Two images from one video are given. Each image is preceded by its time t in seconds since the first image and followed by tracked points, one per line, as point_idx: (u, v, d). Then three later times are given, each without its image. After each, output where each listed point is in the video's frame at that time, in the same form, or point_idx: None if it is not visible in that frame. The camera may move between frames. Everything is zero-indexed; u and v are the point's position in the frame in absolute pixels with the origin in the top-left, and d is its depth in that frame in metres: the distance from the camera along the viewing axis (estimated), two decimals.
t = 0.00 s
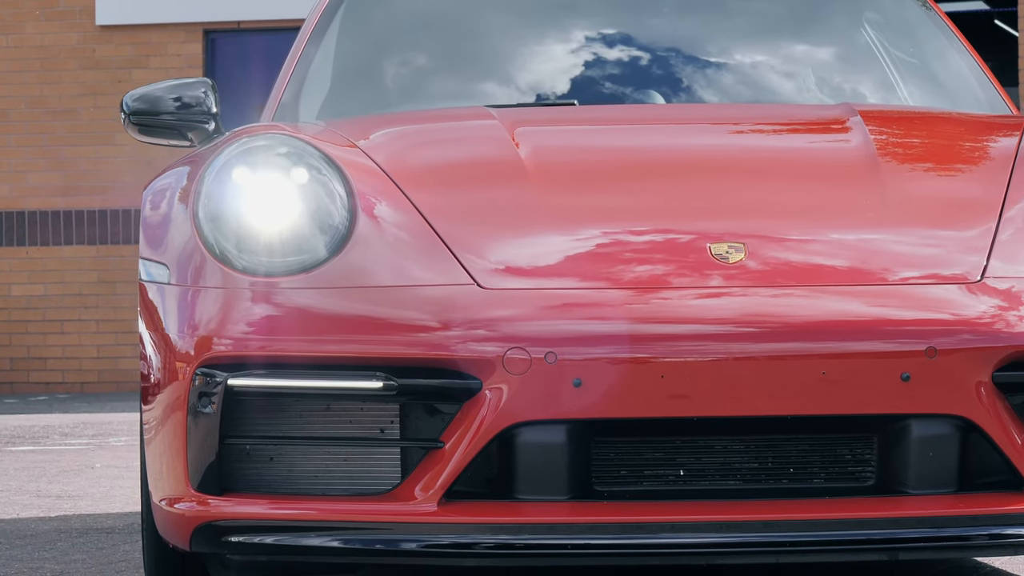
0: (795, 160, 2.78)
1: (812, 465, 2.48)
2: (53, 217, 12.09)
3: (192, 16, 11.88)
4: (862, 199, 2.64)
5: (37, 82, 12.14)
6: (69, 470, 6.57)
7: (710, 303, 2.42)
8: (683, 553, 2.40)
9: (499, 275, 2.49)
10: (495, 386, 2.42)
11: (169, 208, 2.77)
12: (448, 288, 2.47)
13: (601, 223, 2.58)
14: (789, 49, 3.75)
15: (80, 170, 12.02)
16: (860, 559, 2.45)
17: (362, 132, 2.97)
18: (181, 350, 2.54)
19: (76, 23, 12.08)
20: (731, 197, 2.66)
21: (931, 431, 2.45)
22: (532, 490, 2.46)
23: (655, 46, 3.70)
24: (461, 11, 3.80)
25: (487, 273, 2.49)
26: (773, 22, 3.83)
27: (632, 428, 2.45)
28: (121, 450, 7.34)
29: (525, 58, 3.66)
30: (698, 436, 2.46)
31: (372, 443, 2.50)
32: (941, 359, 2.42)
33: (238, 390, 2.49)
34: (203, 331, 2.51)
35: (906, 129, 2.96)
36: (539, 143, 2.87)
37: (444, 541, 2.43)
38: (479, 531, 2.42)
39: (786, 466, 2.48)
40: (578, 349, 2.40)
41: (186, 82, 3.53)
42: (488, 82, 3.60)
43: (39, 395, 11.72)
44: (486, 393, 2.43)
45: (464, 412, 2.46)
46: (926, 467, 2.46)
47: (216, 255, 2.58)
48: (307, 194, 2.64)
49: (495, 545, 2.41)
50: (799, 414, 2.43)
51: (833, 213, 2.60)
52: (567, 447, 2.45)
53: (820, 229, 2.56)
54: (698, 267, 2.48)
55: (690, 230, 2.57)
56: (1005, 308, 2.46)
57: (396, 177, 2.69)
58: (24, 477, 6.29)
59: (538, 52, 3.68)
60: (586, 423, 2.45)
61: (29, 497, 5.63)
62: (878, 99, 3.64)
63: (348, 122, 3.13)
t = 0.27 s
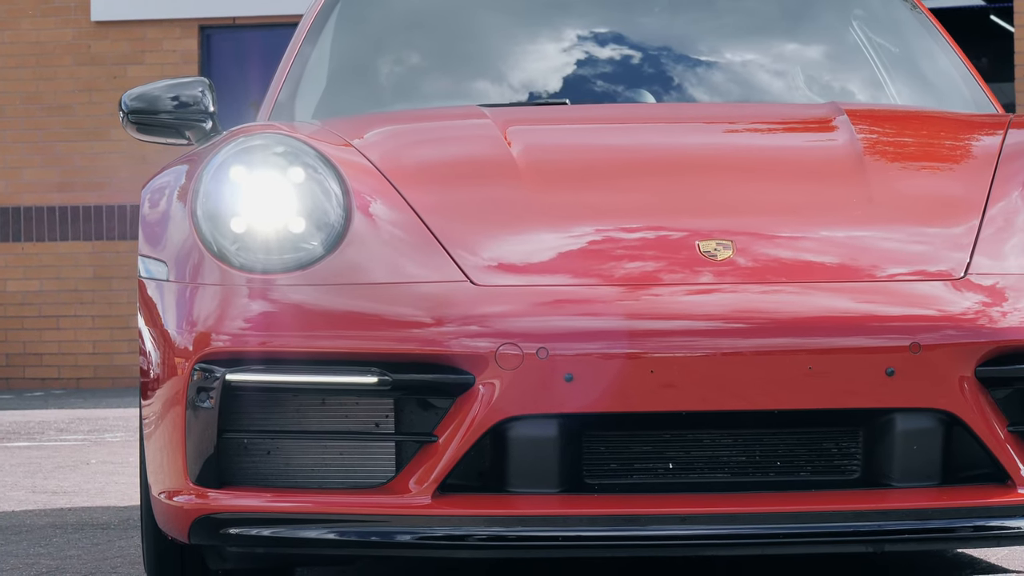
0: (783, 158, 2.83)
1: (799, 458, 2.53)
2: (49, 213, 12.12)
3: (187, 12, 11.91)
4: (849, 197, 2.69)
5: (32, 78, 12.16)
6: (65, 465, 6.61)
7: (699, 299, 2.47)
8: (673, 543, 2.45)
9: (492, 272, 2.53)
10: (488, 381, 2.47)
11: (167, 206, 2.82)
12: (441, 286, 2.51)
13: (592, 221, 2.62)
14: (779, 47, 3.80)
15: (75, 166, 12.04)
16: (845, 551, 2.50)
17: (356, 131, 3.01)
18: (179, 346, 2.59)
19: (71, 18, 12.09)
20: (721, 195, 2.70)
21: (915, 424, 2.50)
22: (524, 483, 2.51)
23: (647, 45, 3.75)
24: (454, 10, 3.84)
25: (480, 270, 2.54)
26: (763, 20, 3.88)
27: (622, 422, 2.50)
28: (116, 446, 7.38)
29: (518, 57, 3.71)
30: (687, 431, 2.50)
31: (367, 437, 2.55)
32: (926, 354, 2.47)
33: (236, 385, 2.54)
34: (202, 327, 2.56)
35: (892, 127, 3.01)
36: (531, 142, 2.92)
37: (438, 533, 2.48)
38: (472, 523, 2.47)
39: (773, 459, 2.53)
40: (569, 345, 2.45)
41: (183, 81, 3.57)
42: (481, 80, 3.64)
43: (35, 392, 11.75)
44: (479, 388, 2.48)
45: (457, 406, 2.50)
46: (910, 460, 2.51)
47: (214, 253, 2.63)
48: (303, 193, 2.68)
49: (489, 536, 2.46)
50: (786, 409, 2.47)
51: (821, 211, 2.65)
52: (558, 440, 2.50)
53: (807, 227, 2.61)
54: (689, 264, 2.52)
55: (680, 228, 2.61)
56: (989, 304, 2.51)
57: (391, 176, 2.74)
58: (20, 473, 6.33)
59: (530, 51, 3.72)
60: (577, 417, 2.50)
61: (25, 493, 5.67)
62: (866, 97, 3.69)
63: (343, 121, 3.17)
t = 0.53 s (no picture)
0: (771, 157, 2.88)
1: (786, 452, 2.57)
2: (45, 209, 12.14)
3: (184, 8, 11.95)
4: (836, 195, 2.74)
5: (29, 74, 12.17)
6: (62, 461, 6.66)
7: (689, 296, 2.52)
8: (663, 537, 2.49)
9: (485, 269, 2.58)
10: (481, 377, 2.52)
11: (167, 205, 2.87)
12: (436, 283, 2.56)
13: (584, 219, 2.67)
14: (768, 46, 3.84)
15: (72, 162, 12.06)
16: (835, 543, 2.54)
17: (352, 130, 3.06)
18: (179, 342, 2.64)
19: (67, 14, 12.12)
20: (711, 193, 2.75)
21: (900, 418, 2.55)
22: (517, 477, 2.56)
23: (639, 44, 3.79)
24: (447, 10, 3.89)
25: (473, 267, 2.58)
26: (753, 19, 3.93)
27: (613, 417, 2.55)
28: (112, 443, 7.43)
29: (511, 55, 3.75)
30: (676, 425, 2.55)
31: (362, 431, 2.60)
32: (910, 350, 2.52)
33: (234, 380, 2.59)
34: (200, 324, 2.61)
35: (879, 126, 3.06)
36: (523, 141, 2.96)
37: (433, 525, 2.52)
38: (465, 516, 2.51)
39: (761, 453, 2.57)
40: (561, 341, 2.50)
41: (181, 81, 3.61)
42: (474, 78, 3.69)
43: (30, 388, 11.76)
44: (472, 383, 2.52)
45: (451, 402, 2.55)
46: (895, 453, 2.56)
47: (213, 251, 2.67)
48: (299, 191, 2.73)
49: (482, 529, 2.50)
50: (774, 403, 2.52)
51: (808, 209, 2.70)
52: (550, 435, 2.55)
53: (795, 225, 2.66)
54: (679, 262, 2.58)
55: (670, 226, 2.66)
56: (973, 300, 2.56)
57: (386, 175, 2.78)
58: (17, 469, 6.38)
59: (523, 50, 3.76)
60: (568, 412, 2.55)
61: (22, 489, 5.72)
62: (854, 94, 3.74)
63: (338, 121, 3.21)
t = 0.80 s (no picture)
0: (762, 156, 2.92)
1: (774, 447, 2.62)
2: (42, 204, 12.15)
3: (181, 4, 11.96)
4: (825, 194, 2.79)
5: (25, 70, 12.17)
6: (59, 456, 6.70)
7: (680, 293, 2.57)
8: (652, 530, 2.54)
9: (479, 266, 2.62)
10: (475, 373, 2.56)
11: (166, 203, 2.91)
12: (431, 280, 2.61)
13: (577, 217, 2.72)
14: (760, 45, 3.89)
15: (68, 157, 12.08)
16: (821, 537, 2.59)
17: (348, 130, 3.10)
18: (178, 338, 2.68)
19: (63, 10, 12.15)
20: (701, 192, 2.80)
21: (886, 414, 2.60)
22: (510, 471, 2.60)
23: (631, 43, 3.83)
24: (442, 9, 3.93)
25: (467, 265, 2.63)
26: (745, 19, 3.98)
27: (604, 412, 2.59)
28: (108, 439, 7.47)
29: (505, 54, 3.79)
30: (666, 420, 2.59)
31: (358, 426, 2.64)
32: (896, 347, 2.57)
33: (232, 376, 2.64)
34: (199, 321, 2.66)
35: (867, 125, 3.11)
36: (517, 140, 3.01)
37: (427, 519, 2.57)
38: (459, 509, 2.56)
39: (749, 448, 2.62)
40: (554, 337, 2.54)
41: (179, 80, 3.66)
42: (468, 77, 3.73)
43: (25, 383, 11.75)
44: (466, 379, 2.57)
45: (445, 398, 2.60)
46: (881, 449, 2.61)
47: (211, 249, 2.72)
48: (296, 190, 2.77)
49: (475, 522, 2.55)
50: (762, 399, 2.57)
51: (798, 208, 2.74)
52: (542, 430, 2.59)
53: (785, 224, 2.70)
54: (670, 260, 2.62)
55: (661, 224, 2.71)
56: (959, 298, 2.61)
57: (382, 174, 2.83)
58: (13, 465, 6.41)
59: (517, 49, 3.80)
60: (560, 408, 2.59)
61: (17, 485, 5.74)
62: (844, 93, 3.79)
63: (334, 120, 3.26)
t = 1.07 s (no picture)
0: (750, 156, 2.98)
1: (761, 441, 2.67)
2: (38, 201, 12.02)
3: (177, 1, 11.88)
4: (812, 193, 2.84)
5: (22, 67, 12.05)
6: (56, 453, 6.75)
7: (669, 291, 2.62)
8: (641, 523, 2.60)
9: (472, 264, 2.68)
10: (468, 369, 2.62)
11: (166, 202, 2.96)
12: (425, 278, 2.66)
13: (569, 216, 2.77)
14: (749, 45, 3.94)
15: (64, 154, 11.93)
16: (806, 530, 2.65)
17: (343, 129, 3.15)
18: (178, 335, 2.74)
19: (60, 7, 11.98)
20: (691, 191, 2.85)
21: (871, 410, 2.65)
22: (502, 465, 2.65)
23: (622, 43, 3.89)
24: (436, 9, 3.98)
25: (460, 262, 2.68)
26: (735, 19, 4.03)
27: (595, 407, 2.64)
28: (102, 435, 7.50)
29: (497, 54, 3.84)
30: (655, 415, 2.65)
31: (354, 421, 2.69)
32: (880, 344, 2.62)
33: (231, 372, 2.69)
34: (198, 317, 2.71)
35: (853, 125, 3.16)
36: (510, 140, 3.06)
37: (421, 511, 2.63)
38: (452, 503, 2.62)
39: (737, 442, 2.67)
40: (545, 334, 2.59)
41: (178, 80, 3.71)
42: (462, 77, 3.78)
43: (20, 380, 11.61)
44: (460, 375, 2.62)
45: (438, 393, 2.65)
46: (866, 443, 2.66)
47: (210, 247, 2.77)
48: (293, 189, 2.82)
49: (469, 515, 2.61)
50: (749, 395, 2.62)
51: (785, 207, 2.80)
52: (534, 425, 2.64)
53: (772, 223, 2.76)
54: (660, 257, 2.68)
55: (651, 223, 2.76)
56: (943, 296, 2.66)
57: (377, 173, 2.88)
58: (6, 462, 6.43)
59: (509, 49, 3.85)
60: (552, 403, 2.64)
61: (11, 481, 5.76)
62: (832, 92, 3.84)
63: (329, 120, 3.31)
